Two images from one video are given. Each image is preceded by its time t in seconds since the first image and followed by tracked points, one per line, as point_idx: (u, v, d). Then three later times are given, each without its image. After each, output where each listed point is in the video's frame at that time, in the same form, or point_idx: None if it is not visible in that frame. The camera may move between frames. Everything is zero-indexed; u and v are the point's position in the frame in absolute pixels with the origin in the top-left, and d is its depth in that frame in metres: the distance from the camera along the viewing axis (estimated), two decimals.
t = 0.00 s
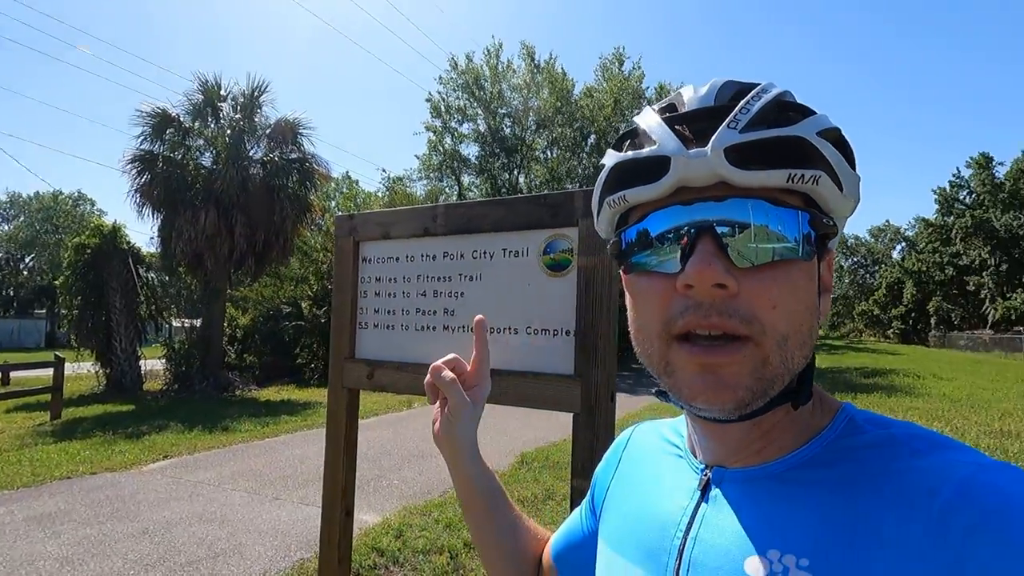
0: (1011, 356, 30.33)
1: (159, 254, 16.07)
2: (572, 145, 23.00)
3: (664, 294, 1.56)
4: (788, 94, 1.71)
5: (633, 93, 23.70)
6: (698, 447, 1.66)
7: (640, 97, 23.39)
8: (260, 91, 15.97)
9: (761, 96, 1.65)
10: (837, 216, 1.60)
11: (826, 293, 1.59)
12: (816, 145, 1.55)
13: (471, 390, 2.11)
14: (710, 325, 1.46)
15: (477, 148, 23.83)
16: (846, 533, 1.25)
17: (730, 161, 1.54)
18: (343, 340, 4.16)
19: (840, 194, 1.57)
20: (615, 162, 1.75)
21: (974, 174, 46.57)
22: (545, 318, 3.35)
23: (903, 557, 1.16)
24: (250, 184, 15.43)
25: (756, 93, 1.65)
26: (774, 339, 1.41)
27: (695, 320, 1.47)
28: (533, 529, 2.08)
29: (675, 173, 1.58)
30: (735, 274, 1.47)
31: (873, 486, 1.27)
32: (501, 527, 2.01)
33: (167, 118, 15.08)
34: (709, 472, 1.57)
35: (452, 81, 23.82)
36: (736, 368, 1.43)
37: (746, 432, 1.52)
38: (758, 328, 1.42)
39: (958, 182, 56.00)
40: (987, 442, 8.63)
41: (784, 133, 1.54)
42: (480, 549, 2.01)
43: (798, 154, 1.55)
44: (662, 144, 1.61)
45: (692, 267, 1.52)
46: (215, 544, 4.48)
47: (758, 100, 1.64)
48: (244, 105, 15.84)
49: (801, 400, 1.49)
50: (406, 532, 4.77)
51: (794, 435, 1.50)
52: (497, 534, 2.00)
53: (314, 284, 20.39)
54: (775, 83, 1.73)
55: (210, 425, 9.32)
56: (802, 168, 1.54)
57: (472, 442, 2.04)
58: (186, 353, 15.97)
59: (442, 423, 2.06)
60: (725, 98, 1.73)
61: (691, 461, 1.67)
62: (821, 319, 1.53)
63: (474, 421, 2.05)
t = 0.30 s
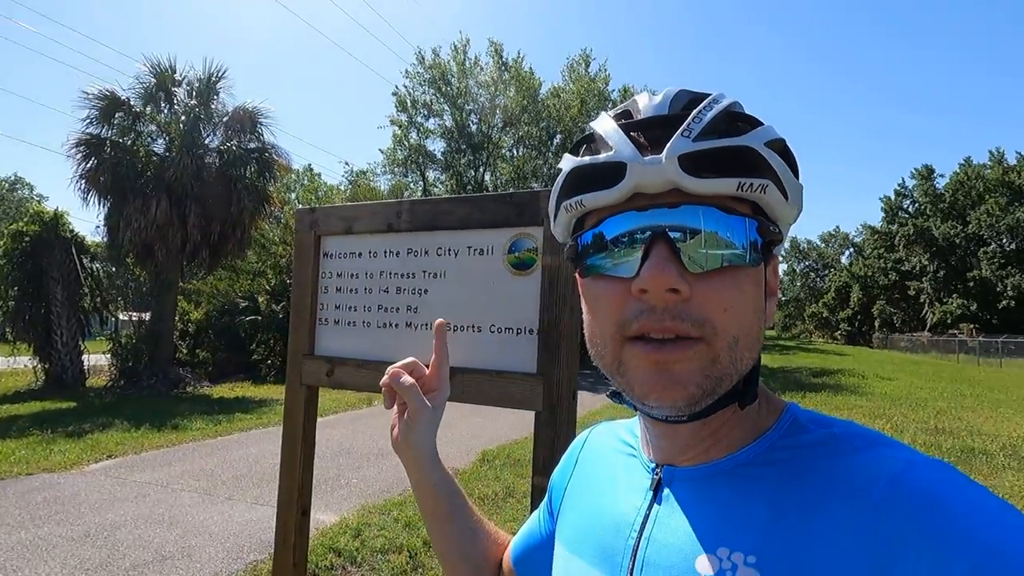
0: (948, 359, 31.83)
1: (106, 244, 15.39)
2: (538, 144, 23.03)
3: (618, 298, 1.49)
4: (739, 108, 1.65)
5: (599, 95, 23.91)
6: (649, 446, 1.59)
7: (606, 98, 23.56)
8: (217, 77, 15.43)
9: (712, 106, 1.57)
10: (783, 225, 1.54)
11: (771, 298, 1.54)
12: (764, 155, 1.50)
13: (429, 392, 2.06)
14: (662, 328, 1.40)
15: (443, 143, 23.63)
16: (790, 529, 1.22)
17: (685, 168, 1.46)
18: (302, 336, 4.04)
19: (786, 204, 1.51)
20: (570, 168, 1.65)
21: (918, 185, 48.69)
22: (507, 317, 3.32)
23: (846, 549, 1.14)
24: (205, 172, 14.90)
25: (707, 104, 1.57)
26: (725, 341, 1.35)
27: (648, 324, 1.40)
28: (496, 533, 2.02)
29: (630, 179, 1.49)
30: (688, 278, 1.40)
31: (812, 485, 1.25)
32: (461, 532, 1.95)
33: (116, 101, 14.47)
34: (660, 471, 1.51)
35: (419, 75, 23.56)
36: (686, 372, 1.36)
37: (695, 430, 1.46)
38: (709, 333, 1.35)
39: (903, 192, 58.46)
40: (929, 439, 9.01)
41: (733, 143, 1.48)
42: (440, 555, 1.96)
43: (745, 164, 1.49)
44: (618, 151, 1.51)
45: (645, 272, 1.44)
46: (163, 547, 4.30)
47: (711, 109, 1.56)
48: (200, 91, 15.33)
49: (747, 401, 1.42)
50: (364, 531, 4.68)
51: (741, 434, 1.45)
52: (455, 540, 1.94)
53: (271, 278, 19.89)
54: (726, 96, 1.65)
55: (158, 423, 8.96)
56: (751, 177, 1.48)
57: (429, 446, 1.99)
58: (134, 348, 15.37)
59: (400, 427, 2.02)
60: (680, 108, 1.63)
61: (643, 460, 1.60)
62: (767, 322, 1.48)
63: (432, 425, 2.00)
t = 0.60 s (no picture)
0: (907, 361, 32.80)
1: (65, 235, 14.91)
2: (513, 142, 23.00)
3: (588, 295, 1.45)
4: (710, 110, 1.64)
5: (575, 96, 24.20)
6: (613, 440, 1.55)
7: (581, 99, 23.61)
8: (185, 65, 15.04)
9: (686, 108, 1.55)
10: (748, 227, 1.53)
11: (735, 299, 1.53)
12: (732, 159, 1.48)
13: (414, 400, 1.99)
14: (630, 325, 1.37)
15: (419, 139, 23.43)
16: (746, 522, 1.20)
17: (658, 169, 1.44)
18: (271, 332, 3.96)
19: (752, 207, 1.50)
20: (545, 162, 1.60)
21: (881, 191, 50.06)
22: (481, 313, 3.30)
23: (800, 544, 1.13)
24: (171, 163, 14.52)
25: (681, 106, 1.55)
26: (691, 340, 1.33)
27: (618, 321, 1.37)
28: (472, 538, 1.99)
29: (605, 176, 1.46)
30: (658, 276, 1.38)
31: (766, 477, 1.23)
32: (435, 538, 1.92)
33: (78, 86, 14.01)
34: (623, 465, 1.46)
35: (394, 69, 23.31)
36: (652, 371, 1.34)
37: (658, 425, 1.42)
38: (676, 330, 1.33)
39: (867, 198, 60.07)
40: (889, 437, 9.28)
41: (705, 146, 1.46)
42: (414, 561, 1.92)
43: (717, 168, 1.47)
44: (594, 147, 1.48)
45: (615, 270, 1.41)
46: (122, 548, 4.17)
47: (683, 111, 1.54)
48: (167, 78, 14.93)
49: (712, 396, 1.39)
50: (333, 530, 4.61)
51: (704, 428, 1.41)
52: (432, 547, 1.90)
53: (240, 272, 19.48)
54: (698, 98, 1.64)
55: (119, 421, 8.70)
56: (719, 180, 1.46)
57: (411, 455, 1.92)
58: (93, 344, 14.97)
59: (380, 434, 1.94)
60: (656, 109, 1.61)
61: (608, 454, 1.56)
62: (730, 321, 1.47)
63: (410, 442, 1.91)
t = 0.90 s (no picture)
0: (885, 362, 33.26)
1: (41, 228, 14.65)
2: (501, 140, 22.93)
3: (568, 296, 1.43)
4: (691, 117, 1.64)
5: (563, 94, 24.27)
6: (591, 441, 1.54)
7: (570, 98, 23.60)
8: (168, 56, 14.81)
9: (668, 113, 1.54)
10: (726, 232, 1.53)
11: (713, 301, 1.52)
12: (713, 164, 1.48)
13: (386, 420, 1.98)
14: (610, 327, 1.35)
15: (406, 136, 23.29)
16: (720, 521, 1.19)
17: (641, 172, 1.42)
18: (254, 330, 3.91)
19: (731, 213, 1.50)
20: (529, 162, 1.57)
21: (863, 193, 50.70)
22: (467, 312, 3.28)
23: (772, 543, 1.12)
24: (153, 156, 14.30)
25: (664, 111, 1.54)
26: (668, 341, 1.32)
27: (597, 322, 1.35)
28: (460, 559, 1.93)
29: (589, 177, 1.44)
30: (638, 278, 1.36)
31: (739, 476, 1.22)
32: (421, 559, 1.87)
33: (57, 76, 13.75)
34: (600, 467, 1.45)
35: (382, 65, 23.14)
36: (630, 372, 1.32)
37: (636, 425, 1.40)
38: (655, 333, 1.32)
39: (849, 200, 60.81)
40: (868, 436, 9.39)
41: (686, 152, 1.46)
42: None
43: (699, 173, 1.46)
44: (579, 149, 1.45)
45: (597, 272, 1.39)
46: (99, 548, 4.10)
47: (667, 116, 1.53)
48: (149, 70, 14.70)
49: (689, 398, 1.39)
50: (315, 529, 4.57)
51: (680, 429, 1.40)
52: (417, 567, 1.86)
53: (223, 268, 19.25)
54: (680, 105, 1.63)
55: (97, 418, 8.55)
56: (700, 185, 1.46)
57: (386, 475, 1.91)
58: (72, 341, 14.65)
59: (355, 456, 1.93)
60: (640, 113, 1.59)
61: (586, 456, 1.54)
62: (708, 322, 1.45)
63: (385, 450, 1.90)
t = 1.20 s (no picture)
0: (879, 362, 33.38)
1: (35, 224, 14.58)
2: (497, 138, 22.88)
3: (555, 303, 1.42)
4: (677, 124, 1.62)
5: (560, 93, 24.26)
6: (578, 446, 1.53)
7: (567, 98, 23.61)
8: (164, 51, 14.74)
9: (656, 122, 1.52)
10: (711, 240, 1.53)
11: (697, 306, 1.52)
12: (698, 173, 1.48)
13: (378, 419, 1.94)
14: (597, 334, 1.34)
15: (403, 133, 23.25)
16: (705, 523, 1.19)
17: (628, 181, 1.41)
18: (248, 328, 3.89)
19: (716, 221, 1.50)
20: (518, 169, 1.56)
21: (859, 194, 50.86)
22: (462, 312, 3.28)
23: (756, 544, 1.12)
24: (148, 151, 14.23)
25: (651, 119, 1.52)
26: (655, 349, 1.31)
27: (585, 329, 1.34)
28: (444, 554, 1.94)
29: (577, 185, 1.43)
30: (625, 285, 1.35)
31: (722, 477, 1.22)
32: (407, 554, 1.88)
33: (52, 70, 13.67)
34: (588, 471, 1.44)
35: (379, 62, 23.09)
36: (618, 379, 1.32)
37: (622, 429, 1.39)
38: (642, 340, 1.31)
39: (844, 201, 61.01)
40: (862, 436, 9.44)
41: (673, 161, 1.45)
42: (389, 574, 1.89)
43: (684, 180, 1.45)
44: (568, 158, 1.44)
45: (585, 279, 1.38)
46: (92, 545, 4.08)
47: (653, 125, 1.52)
48: (144, 65, 14.64)
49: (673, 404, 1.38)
50: (309, 527, 4.56)
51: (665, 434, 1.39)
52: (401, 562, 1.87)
53: (218, 264, 19.16)
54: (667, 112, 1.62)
55: (91, 415, 8.52)
56: (686, 194, 1.46)
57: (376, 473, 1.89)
58: (65, 337, 14.56)
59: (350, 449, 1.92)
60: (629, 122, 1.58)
61: (573, 461, 1.54)
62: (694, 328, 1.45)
63: (379, 448, 1.89)
